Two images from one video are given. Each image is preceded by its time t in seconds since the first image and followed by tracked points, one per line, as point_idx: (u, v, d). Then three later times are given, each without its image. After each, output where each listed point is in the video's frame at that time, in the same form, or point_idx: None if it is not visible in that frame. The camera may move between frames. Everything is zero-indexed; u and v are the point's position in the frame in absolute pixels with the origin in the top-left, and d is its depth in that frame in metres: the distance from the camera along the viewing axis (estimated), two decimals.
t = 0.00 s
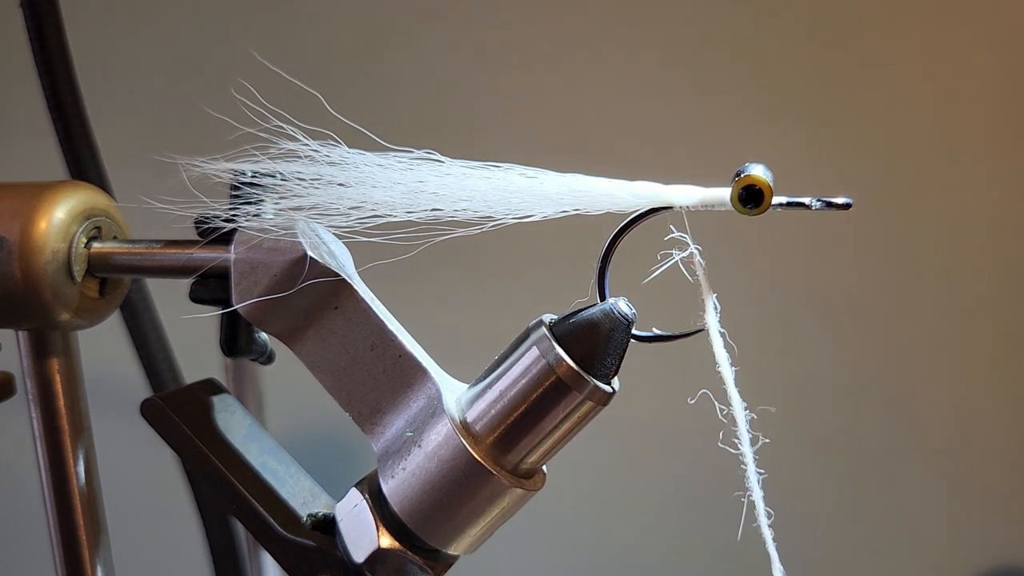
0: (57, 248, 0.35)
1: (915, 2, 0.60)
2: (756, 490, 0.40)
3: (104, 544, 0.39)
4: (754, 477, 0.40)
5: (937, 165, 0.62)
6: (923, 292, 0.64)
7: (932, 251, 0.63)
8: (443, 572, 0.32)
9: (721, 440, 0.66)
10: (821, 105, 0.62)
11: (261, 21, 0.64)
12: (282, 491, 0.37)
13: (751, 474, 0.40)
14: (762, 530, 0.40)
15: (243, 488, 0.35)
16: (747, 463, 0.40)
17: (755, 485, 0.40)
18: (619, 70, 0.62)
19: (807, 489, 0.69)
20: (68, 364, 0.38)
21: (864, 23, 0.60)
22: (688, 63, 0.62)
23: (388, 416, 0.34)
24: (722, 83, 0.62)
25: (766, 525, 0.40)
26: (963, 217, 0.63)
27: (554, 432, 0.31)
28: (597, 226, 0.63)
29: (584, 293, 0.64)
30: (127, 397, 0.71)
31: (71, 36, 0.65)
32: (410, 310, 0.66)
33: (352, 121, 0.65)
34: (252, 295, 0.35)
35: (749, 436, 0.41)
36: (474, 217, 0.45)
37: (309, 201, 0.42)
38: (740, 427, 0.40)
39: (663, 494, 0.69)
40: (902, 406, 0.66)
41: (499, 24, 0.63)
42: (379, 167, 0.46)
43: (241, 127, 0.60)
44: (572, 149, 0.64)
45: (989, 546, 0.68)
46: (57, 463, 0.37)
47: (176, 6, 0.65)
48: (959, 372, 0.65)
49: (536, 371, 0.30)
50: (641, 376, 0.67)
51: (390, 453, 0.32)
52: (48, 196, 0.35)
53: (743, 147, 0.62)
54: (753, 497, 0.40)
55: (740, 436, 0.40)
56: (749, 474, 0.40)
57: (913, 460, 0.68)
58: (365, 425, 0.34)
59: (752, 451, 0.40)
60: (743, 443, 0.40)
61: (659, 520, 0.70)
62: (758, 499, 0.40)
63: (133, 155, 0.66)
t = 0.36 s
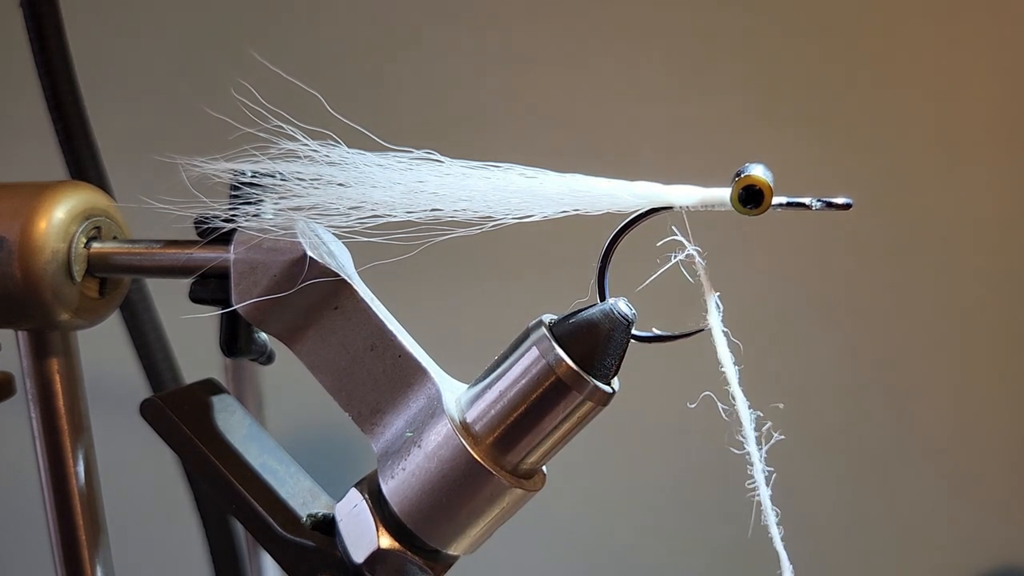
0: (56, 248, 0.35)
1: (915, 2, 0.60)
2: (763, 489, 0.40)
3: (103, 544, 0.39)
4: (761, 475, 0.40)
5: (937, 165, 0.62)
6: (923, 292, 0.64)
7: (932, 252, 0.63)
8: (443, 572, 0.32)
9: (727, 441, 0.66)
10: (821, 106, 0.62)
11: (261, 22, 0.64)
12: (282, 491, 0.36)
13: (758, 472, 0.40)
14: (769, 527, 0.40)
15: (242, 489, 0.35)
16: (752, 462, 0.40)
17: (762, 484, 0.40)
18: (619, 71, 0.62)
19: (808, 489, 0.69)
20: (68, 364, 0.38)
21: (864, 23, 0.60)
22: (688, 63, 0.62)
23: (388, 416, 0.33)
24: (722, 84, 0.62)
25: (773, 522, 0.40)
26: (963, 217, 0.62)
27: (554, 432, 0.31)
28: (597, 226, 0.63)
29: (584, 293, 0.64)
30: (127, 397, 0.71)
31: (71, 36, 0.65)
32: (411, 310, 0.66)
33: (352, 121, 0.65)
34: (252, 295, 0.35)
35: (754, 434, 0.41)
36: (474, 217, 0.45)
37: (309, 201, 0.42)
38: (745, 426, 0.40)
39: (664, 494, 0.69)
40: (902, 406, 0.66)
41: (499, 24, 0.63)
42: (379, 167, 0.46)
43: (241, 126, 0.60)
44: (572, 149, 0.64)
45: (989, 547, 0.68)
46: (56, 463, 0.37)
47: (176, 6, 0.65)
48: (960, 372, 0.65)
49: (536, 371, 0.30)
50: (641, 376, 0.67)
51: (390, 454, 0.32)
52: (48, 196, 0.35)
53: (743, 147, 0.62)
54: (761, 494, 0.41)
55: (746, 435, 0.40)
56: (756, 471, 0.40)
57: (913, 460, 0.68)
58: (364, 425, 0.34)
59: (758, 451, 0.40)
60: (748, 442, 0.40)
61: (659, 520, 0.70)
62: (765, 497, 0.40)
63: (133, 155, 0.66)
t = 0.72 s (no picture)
0: (57, 248, 0.35)
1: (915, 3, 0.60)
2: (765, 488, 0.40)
3: (104, 544, 0.39)
4: (763, 474, 0.40)
5: (937, 165, 0.62)
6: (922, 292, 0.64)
7: (931, 252, 0.63)
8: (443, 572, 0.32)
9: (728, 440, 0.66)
10: (821, 106, 0.62)
11: (262, 22, 0.64)
12: (282, 491, 0.37)
13: (760, 471, 0.40)
14: (771, 525, 0.40)
15: (243, 488, 0.35)
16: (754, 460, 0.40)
17: (764, 483, 0.40)
18: (619, 71, 0.62)
19: (808, 489, 0.69)
20: (68, 364, 0.38)
21: (864, 23, 0.60)
22: (688, 63, 0.62)
23: (388, 416, 0.34)
24: (722, 83, 0.62)
25: (774, 521, 0.40)
26: (964, 217, 0.62)
27: (555, 432, 0.31)
28: (597, 226, 0.64)
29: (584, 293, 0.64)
30: (127, 397, 0.71)
31: (71, 36, 0.65)
32: (411, 310, 0.66)
33: (352, 121, 0.65)
34: (252, 295, 0.35)
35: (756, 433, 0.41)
36: (475, 217, 0.45)
37: (309, 201, 0.42)
38: (747, 424, 0.40)
39: (664, 494, 0.69)
40: (902, 406, 0.66)
41: (499, 24, 0.63)
42: (379, 167, 0.46)
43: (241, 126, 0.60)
44: (572, 149, 0.64)
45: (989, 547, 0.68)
46: (57, 463, 0.37)
47: (176, 6, 0.65)
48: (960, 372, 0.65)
49: (536, 371, 0.31)
50: (641, 376, 0.67)
51: (390, 453, 0.32)
52: (48, 196, 0.35)
53: (743, 148, 0.62)
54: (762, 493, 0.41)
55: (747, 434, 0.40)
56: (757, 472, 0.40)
57: (913, 460, 0.68)
58: (365, 426, 0.34)
59: (760, 449, 0.40)
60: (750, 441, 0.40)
61: (659, 520, 0.70)
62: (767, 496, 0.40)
63: (133, 155, 0.66)
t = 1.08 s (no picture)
0: (56, 248, 0.35)
1: (915, 3, 0.60)
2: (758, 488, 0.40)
3: (104, 544, 0.39)
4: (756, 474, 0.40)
5: (937, 165, 0.62)
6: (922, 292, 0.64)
7: (931, 252, 0.63)
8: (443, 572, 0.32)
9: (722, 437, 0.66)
10: (821, 106, 0.62)
11: (262, 22, 0.64)
12: (282, 491, 0.36)
13: (754, 472, 0.40)
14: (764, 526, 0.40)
15: (243, 489, 0.35)
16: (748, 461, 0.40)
17: (758, 483, 0.40)
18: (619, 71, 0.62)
19: (808, 489, 0.69)
20: (68, 364, 0.38)
21: (864, 24, 0.60)
22: (688, 63, 0.62)
23: (388, 416, 0.33)
24: (722, 84, 0.62)
25: (769, 524, 0.40)
26: (963, 217, 0.63)
27: (555, 433, 0.31)
28: (597, 226, 0.64)
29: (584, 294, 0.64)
30: (127, 397, 0.71)
31: (71, 36, 0.65)
32: (410, 310, 0.66)
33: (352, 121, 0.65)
34: (252, 295, 0.35)
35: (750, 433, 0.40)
36: (474, 217, 0.45)
37: (309, 201, 0.42)
38: (742, 424, 0.40)
39: (663, 494, 0.69)
40: (901, 406, 0.66)
41: (499, 24, 0.63)
42: (379, 167, 0.46)
43: (241, 126, 0.60)
44: (572, 149, 0.64)
45: (988, 547, 0.68)
46: (56, 463, 0.37)
47: (176, 6, 0.65)
48: (959, 373, 0.65)
49: (536, 371, 0.30)
50: (641, 377, 0.67)
51: (389, 453, 0.32)
52: (48, 196, 0.35)
53: (743, 148, 0.62)
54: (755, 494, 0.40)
55: (742, 434, 0.40)
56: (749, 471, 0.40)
57: (913, 460, 0.68)
58: (365, 426, 0.34)
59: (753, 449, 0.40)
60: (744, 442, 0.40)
61: (659, 520, 0.70)
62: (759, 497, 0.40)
63: (133, 155, 0.66)
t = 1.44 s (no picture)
0: (56, 248, 0.35)
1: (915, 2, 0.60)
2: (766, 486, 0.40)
3: (103, 544, 0.39)
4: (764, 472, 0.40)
5: (936, 164, 0.62)
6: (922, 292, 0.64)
7: (931, 252, 0.63)
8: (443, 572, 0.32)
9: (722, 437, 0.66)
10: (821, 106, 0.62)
11: (262, 22, 0.64)
12: (282, 491, 0.36)
13: (761, 470, 0.40)
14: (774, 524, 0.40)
15: (242, 489, 0.35)
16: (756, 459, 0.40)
17: (766, 481, 0.40)
18: (619, 72, 0.62)
19: (808, 489, 0.69)
20: (68, 365, 0.38)
21: (864, 24, 0.60)
22: (688, 63, 0.62)
23: (388, 416, 0.33)
24: (722, 84, 0.62)
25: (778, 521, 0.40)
26: (963, 217, 0.63)
27: (555, 433, 0.31)
28: (597, 226, 0.64)
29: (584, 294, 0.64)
30: (127, 397, 0.71)
31: (71, 36, 0.65)
32: (410, 309, 0.66)
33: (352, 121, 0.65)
34: (252, 295, 0.35)
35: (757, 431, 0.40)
36: (474, 217, 0.45)
37: (309, 201, 0.42)
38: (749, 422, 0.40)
39: (663, 494, 0.69)
40: (901, 406, 0.66)
41: (499, 25, 0.63)
42: (379, 167, 0.46)
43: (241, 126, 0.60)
44: (572, 150, 0.64)
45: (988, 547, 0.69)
46: (56, 463, 0.37)
47: (176, 5, 0.64)
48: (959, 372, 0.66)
49: (536, 371, 0.30)
50: (641, 377, 0.67)
51: (389, 454, 0.32)
52: (48, 196, 0.35)
53: (743, 148, 0.62)
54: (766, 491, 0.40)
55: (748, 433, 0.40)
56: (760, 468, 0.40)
57: (913, 461, 0.68)
58: (365, 426, 0.34)
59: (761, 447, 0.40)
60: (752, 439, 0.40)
61: (659, 520, 0.70)
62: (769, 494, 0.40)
63: (133, 155, 0.66)
